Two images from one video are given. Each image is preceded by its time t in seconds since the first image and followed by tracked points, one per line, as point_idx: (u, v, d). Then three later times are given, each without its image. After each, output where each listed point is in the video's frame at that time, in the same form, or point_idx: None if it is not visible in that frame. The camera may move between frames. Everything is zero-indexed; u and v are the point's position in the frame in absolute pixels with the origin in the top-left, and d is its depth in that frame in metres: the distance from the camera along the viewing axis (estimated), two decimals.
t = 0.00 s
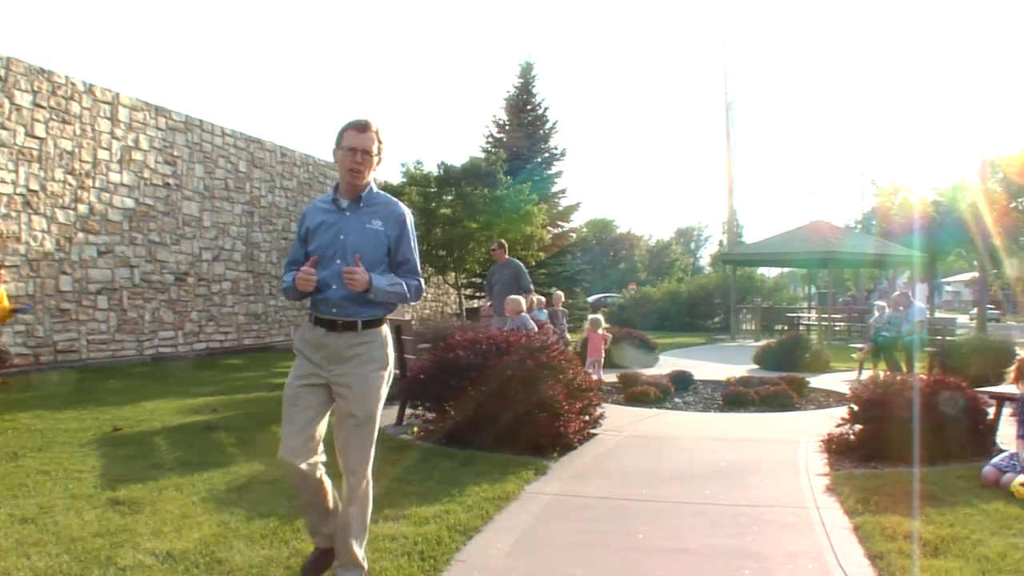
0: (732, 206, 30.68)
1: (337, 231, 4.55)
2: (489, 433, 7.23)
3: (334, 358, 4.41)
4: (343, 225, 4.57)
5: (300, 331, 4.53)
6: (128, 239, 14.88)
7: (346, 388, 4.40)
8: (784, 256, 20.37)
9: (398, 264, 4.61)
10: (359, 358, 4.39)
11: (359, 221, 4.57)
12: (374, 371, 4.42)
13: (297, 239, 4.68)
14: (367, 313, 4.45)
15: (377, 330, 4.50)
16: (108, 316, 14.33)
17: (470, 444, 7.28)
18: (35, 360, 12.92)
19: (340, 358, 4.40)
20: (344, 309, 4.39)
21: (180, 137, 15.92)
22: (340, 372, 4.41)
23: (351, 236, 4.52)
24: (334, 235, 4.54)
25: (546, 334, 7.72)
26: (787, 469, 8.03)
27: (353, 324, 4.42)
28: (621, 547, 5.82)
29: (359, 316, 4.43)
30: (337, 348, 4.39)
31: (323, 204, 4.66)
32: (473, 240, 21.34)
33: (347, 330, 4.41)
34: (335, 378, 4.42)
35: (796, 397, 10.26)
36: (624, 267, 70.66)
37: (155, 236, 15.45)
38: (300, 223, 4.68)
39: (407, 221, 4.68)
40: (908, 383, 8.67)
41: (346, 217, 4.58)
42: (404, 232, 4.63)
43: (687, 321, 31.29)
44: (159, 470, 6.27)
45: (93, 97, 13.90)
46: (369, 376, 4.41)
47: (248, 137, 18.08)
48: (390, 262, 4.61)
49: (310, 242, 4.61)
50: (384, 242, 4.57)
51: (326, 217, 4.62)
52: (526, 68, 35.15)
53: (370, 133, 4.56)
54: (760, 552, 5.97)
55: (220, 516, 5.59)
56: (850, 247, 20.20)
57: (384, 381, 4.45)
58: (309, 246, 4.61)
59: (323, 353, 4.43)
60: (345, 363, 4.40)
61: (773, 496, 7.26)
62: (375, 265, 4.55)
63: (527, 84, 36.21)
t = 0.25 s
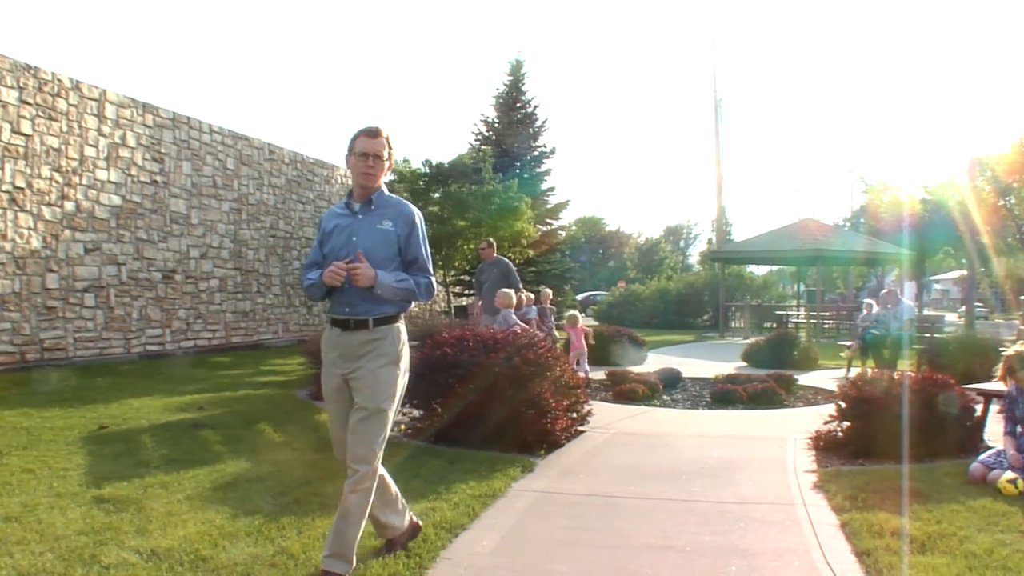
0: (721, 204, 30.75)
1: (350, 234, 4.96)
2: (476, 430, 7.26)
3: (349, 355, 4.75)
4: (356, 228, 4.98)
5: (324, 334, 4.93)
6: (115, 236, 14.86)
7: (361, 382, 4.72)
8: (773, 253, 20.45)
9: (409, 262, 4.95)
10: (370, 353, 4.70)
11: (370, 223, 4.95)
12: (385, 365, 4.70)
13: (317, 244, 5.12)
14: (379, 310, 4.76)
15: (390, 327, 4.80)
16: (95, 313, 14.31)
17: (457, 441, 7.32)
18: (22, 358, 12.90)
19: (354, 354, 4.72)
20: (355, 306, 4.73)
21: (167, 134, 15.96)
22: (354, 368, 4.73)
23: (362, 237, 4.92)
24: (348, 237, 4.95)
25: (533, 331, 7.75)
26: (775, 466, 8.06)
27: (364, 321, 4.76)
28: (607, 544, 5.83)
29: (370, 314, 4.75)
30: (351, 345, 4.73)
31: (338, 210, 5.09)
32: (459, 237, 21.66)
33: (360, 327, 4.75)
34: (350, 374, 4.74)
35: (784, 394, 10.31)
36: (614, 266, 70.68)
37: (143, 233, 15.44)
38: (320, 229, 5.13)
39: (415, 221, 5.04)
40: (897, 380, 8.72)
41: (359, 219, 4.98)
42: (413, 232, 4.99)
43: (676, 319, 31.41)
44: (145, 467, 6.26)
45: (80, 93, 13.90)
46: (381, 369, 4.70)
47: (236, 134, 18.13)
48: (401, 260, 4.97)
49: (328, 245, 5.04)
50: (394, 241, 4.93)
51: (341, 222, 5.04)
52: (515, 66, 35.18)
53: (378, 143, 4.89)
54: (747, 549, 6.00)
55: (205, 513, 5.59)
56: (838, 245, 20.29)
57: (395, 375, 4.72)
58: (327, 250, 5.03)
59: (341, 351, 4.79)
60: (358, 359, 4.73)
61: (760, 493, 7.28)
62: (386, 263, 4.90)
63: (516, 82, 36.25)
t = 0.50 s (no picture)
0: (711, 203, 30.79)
1: (368, 235, 5.22)
2: (465, 428, 7.28)
3: (379, 346, 5.10)
4: (372, 229, 5.24)
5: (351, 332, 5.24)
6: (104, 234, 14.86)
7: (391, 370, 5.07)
8: (765, 253, 20.46)
9: (428, 255, 5.25)
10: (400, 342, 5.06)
11: (386, 223, 5.21)
12: (413, 353, 5.07)
13: (335, 248, 5.37)
14: (408, 305, 5.09)
15: (418, 318, 5.15)
16: (83, 311, 14.31)
17: (446, 441, 7.31)
18: (10, 356, 12.89)
19: (385, 345, 5.08)
20: (385, 304, 5.04)
21: (156, 131, 15.97)
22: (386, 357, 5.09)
23: (380, 237, 5.19)
24: (366, 239, 5.21)
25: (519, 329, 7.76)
26: (764, 465, 8.06)
27: (393, 316, 5.07)
28: (593, 543, 5.83)
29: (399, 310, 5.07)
30: (380, 337, 5.08)
31: (351, 213, 5.33)
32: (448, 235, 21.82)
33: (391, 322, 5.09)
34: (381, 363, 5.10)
35: (773, 393, 10.33)
36: (605, 266, 70.73)
37: (131, 231, 15.44)
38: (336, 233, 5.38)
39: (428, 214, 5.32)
40: (888, 379, 8.74)
41: (374, 221, 5.24)
42: (427, 226, 5.27)
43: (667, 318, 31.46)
44: (132, 465, 6.25)
45: (69, 90, 13.90)
46: (411, 356, 5.07)
47: (226, 132, 18.12)
48: (419, 254, 5.26)
49: (347, 249, 5.30)
50: (411, 237, 5.22)
51: (356, 224, 5.30)
52: (506, 64, 35.14)
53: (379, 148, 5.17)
54: (735, 548, 6.01)
55: (192, 511, 5.58)
56: (831, 244, 20.32)
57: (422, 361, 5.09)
58: (347, 253, 5.29)
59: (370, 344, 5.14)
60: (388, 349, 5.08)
61: (749, 492, 7.29)
62: (406, 259, 5.20)
63: (508, 81, 36.19)
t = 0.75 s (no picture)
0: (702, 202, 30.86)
1: (388, 227, 5.31)
2: (452, 425, 7.29)
3: (397, 338, 5.19)
4: (393, 220, 5.34)
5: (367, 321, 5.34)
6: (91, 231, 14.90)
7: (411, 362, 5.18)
8: (755, 252, 20.51)
9: (446, 249, 5.35)
10: (419, 334, 5.15)
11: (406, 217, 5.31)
12: (432, 346, 5.18)
13: (354, 237, 5.45)
14: (424, 297, 5.22)
15: (434, 311, 5.26)
16: (71, 309, 14.34)
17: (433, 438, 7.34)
18: None
19: (403, 337, 5.18)
20: (404, 296, 5.17)
21: (145, 129, 15.99)
22: (405, 350, 5.19)
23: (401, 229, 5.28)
24: (386, 230, 5.30)
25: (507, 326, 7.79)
26: (752, 463, 8.08)
27: (410, 309, 5.19)
28: (580, 541, 5.84)
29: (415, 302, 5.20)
30: (399, 329, 5.17)
31: (372, 204, 5.42)
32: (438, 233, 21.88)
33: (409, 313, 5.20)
34: (400, 356, 5.20)
35: (762, 392, 10.35)
36: (596, 265, 70.86)
37: (119, 228, 15.48)
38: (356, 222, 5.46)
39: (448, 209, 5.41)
40: (876, 377, 8.80)
41: (394, 214, 5.34)
42: (447, 220, 5.37)
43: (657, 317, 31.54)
44: (117, 463, 6.24)
45: (57, 87, 13.93)
46: (429, 349, 5.18)
47: (215, 129, 18.14)
48: (438, 247, 5.36)
49: (366, 238, 5.39)
50: (431, 231, 5.32)
51: (377, 215, 5.38)
52: (496, 63, 35.17)
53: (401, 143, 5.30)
54: (722, 546, 6.02)
55: (177, 508, 5.58)
56: (820, 244, 20.38)
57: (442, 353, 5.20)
58: (365, 243, 5.38)
59: (388, 334, 5.22)
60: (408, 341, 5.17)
61: (737, 490, 7.30)
62: (426, 252, 5.30)
63: (498, 80, 36.24)
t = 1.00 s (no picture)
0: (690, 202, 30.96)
1: (423, 232, 5.36)
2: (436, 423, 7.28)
3: (429, 341, 5.24)
4: (428, 224, 5.37)
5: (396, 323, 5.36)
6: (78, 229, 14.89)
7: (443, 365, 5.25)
8: (743, 251, 20.56)
9: (478, 256, 5.43)
10: (452, 339, 5.22)
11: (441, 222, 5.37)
12: (464, 350, 5.26)
13: (386, 238, 5.48)
14: (455, 303, 5.28)
15: (464, 315, 5.33)
16: (58, 307, 14.32)
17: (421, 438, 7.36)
18: None
19: (435, 340, 5.23)
20: (437, 300, 5.22)
21: (132, 126, 15.97)
22: (436, 353, 5.26)
23: (437, 234, 5.33)
24: (421, 235, 5.35)
25: (495, 326, 7.82)
26: (739, 461, 8.10)
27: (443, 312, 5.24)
28: (568, 539, 5.85)
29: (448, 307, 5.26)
30: (432, 332, 5.22)
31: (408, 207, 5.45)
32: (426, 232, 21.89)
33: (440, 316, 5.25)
34: (432, 358, 5.26)
35: (750, 390, 10.38)
36: (585, 264, 70.99)
37: (106, 226, 15.47)
38: (389, 224, 5.49)
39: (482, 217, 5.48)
40: (864, 374, 8.84)
41: (430, 218, 5.38)
42: (481, 228, 5.44)
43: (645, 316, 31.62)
44: (102, 461, 6.23)
45: (43, 84, 13.91)
46: (462, 354, 5.27)
47: (202, 127, 18.11)
48: (470, 254, 5.43)
49: (399, 241, 5.43)
50: (466, 238, 5.39)
51: (412, 219, 5.42)
52: (484, 62, 35.19)
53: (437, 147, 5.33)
54: (710, 543, 6.04)
55: (162, 507, 5.58)
56: (808, 243, 20.45)
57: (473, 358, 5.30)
58: (399, 245, 5.41)
59: (419, 337, 5.25)
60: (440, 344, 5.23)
61: (724, 488, 7.33)
62: (459, 258, 5.37)
63: (485, 78, 36.26)
